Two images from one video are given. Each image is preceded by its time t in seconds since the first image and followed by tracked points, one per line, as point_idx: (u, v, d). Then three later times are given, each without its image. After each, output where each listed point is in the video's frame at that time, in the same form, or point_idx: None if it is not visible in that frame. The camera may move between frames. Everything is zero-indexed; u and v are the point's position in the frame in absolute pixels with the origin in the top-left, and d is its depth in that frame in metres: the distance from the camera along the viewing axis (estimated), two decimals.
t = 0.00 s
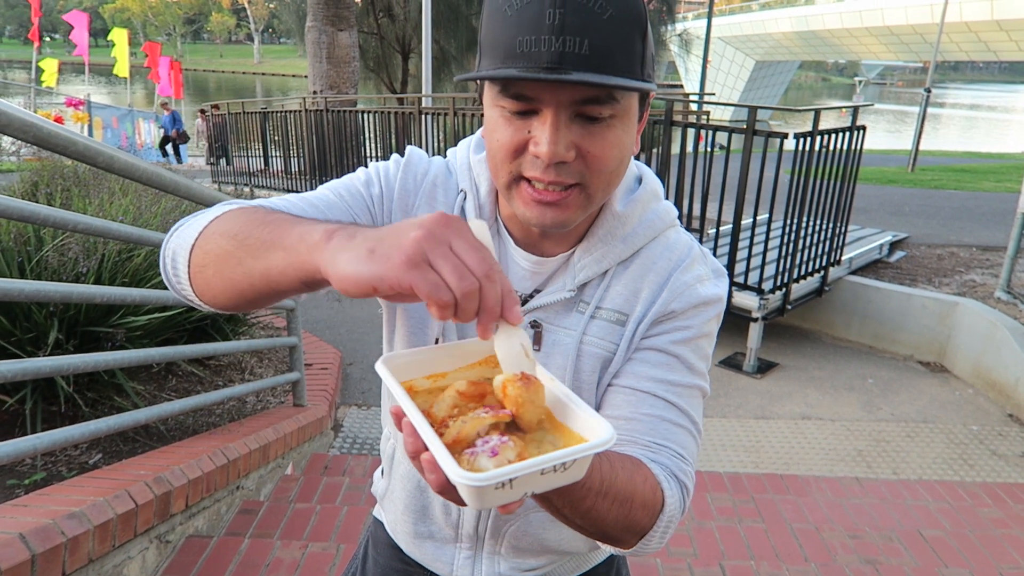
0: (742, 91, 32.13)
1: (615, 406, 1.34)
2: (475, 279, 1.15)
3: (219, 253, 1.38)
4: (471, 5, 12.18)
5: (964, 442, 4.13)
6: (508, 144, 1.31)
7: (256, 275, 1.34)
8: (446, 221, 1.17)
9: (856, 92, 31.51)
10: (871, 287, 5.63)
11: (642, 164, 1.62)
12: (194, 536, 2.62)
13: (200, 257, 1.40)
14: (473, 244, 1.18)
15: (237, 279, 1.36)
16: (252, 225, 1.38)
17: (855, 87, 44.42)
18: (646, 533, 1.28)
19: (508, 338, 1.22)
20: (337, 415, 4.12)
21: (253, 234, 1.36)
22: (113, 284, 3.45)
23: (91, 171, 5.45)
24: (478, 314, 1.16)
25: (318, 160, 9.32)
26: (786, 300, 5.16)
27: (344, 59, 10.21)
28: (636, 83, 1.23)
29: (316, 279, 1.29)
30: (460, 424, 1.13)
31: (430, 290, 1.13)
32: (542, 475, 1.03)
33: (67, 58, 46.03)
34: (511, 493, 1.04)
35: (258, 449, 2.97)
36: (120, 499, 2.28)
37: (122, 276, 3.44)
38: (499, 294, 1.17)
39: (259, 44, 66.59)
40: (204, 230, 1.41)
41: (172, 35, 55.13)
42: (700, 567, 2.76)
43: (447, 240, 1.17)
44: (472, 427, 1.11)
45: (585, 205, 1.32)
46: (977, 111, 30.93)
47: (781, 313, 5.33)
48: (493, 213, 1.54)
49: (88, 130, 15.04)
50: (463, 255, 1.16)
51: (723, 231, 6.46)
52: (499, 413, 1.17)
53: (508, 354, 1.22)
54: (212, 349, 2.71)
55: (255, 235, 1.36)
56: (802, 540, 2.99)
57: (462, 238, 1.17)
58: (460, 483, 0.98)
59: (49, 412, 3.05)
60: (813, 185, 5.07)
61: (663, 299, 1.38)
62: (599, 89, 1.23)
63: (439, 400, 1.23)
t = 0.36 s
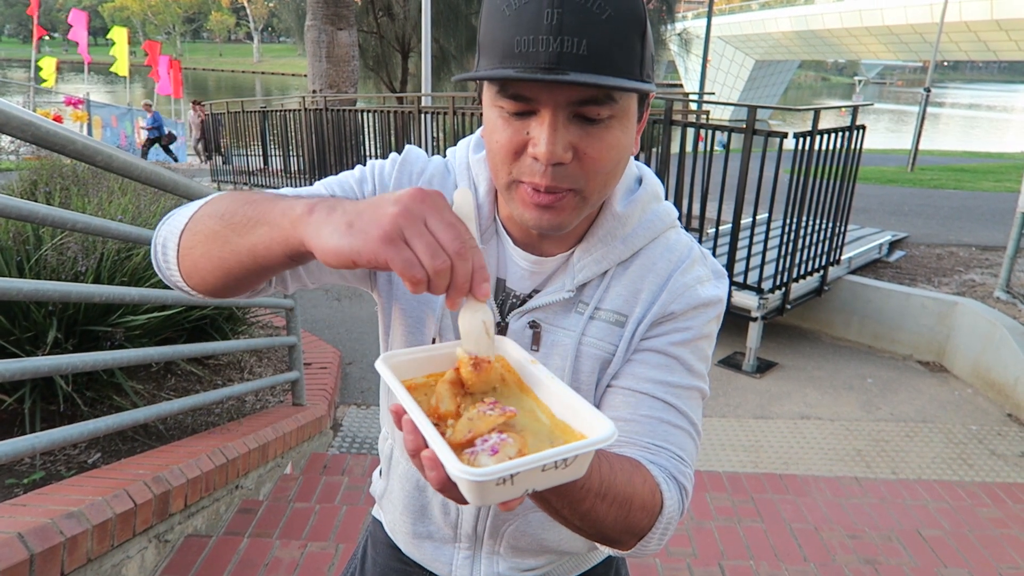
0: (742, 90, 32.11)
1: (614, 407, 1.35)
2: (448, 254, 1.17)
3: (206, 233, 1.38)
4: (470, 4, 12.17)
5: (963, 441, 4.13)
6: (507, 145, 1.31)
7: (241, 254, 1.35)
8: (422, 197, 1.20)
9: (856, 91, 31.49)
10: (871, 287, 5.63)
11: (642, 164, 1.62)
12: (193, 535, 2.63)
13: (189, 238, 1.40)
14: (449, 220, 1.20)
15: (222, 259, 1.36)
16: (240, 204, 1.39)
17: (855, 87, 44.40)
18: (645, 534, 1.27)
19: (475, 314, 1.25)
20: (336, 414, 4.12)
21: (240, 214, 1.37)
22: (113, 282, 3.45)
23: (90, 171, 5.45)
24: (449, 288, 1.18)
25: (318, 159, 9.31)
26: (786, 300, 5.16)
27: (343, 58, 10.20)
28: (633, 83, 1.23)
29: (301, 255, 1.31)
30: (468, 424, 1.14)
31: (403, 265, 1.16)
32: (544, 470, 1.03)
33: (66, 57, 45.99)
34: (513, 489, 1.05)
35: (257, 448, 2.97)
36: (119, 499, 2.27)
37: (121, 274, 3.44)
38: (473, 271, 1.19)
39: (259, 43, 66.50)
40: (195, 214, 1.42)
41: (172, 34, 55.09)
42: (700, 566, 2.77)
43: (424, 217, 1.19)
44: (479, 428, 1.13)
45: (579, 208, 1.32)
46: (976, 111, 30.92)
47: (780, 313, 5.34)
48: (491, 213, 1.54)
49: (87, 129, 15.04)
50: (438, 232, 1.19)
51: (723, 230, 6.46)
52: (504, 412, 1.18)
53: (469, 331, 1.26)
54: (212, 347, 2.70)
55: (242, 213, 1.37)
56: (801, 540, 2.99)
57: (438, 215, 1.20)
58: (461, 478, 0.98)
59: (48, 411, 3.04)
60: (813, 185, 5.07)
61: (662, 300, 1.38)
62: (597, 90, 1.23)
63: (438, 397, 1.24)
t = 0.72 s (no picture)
0: (742, 89, 32.10)
1: (617, 411, 1.35)
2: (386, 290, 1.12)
3: (196, 297, 1.38)
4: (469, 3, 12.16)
5: (963, 439, 4.13)
6: (494, 136, 1.32)
7: (237, 324, 1.35)
8: (355, 238, 1.15)
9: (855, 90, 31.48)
10: (870, 285, 5.63)
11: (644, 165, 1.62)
12: (193, 535, 2.62)
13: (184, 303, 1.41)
14: (385, 251, 1.14)
15: (216, 320, 1.37)
16: (215, 274, 1.36)
17: (855, 85, 44.38)
18: (645, 537, 1.28)
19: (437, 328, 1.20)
20: (336, 414, 4.12)
21: (220, 274, 1.35)
22: (112, 282, 3.45)
23: (89, 171, 5.45)
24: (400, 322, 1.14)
25: (317, 158, 9.31)
26: (786, 298, 5.15)
27: (342, 58, 10.19)
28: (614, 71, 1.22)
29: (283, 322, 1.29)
30: (463, 430, 1.13)
31: (350, 319, 1.13)
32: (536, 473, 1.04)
33: (65, 58, 45.98)
34: (502, 493, 1.05)
35: (257, 448, 2.97)
36: (118, 499, 2.27)
37: (120, 274, 3.44)
38: (417, 295, 1.14)
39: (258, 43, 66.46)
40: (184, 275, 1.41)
41: (171, 34, 55.06)
42: (700, 565, 2.77)
43: (354, 263, 1.14)
44: (473, 433, 1.12)
45: (561, 204, 1.31)
46: (975, 109, 30.94)
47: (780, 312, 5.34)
48: (490, 215, 1.53)
49: (87, 129, 15.05)
50: (369, 274, 1.13)
51: (723, 229, 6.46)
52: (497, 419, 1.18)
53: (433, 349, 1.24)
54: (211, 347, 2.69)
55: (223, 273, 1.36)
56: (801, 538, 2.99)
57: (375, 247, 1.15)
58: (452, 480, 0.99)
59: (48, 411, 3.04)
60: (812, 183, 5.06)
61: (666, 304, 1.37)
62: (577, 73, 1.22)
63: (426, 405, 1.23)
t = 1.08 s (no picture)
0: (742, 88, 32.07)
1: (629, 408, 1.36)
2: (331, 334, 1.15)
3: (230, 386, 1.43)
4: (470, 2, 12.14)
5: (964, 438, 4.13)
6: (497, 149, 1.31)
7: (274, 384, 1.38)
8: (283, 316, 1.19)
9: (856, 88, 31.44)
10: (871, 284, 5.63)
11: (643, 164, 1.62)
12: (194, 534, 2.63)
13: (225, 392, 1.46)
14: (303, 309, 1.17)
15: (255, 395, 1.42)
16: (238, 349, 1.38)
17: (855, 84, 44.33)
18: (657, 524, 1.31)
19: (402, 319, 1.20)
20: (337, 412, 4.13)
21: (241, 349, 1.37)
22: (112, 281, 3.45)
23: (90, 169, 5.45)
24: (369, 341, 1.18)
25: (317, 157, 9.30)
26: (786, 297, 5.15)
27: (342, 56, 10.18)
28: (615, 82, 1.22)
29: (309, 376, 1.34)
30: (467, 422, 1.20)
31: (341, 368, 1.19)
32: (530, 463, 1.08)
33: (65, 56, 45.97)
34: (500, 482, 1.10)
35: (258, 447, 2.97)
36: (119, 498, 2.27)
37: (121, 273, 3.44)
38: (351, 321, 1.15)
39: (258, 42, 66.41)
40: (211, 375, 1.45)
41: (171, 33, 55.04)
42: (700, 564, 2.77)
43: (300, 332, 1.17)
44: (475, 425, 1.18)
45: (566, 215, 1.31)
46: (976, 107, 30.88)
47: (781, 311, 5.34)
48: (489, 222, 1.51)
49: (87, 128, 15.05)
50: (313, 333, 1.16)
51: (723, 228, 6.46)
52: (499, 411, 1.24)
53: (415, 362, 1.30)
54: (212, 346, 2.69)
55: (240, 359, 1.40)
56: (802, 537, 2.99)
57: (295, 309, 1.18)
58: (452, 472, 1.04)
59: (48, 410, 3.04)
60: (813, 182, 5.06)
61: (673, 301, 1.38)
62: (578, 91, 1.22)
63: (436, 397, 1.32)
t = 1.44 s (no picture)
0: (742, 88, 32.12)
1: (625, 405, 1.37)
2: (393, 302, 1.13)
3: (222, 333, 1.39)
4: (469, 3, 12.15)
5: (964, 438, 4.13)
6: (488, 172, 1.27)
7: (266, 358, 1.37)
8: (361, 258, 1.16)
9: (856, 89, 31.45)
10: (870, 284, 5.63)
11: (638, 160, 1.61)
12: (194, 534, 2.62)
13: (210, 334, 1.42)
14: (386, 266, 1.16)
15: (243, 356, 1.38)
16: (244, 311, 1.37)
17: (854, 84, 44.37)
18: (659, 515, 1.32)
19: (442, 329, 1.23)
20: (336, 413, 4.13)
21: (243, 312, 1.37)
22: (112, 282, 3.45)
23: (90, 171, 5.46)
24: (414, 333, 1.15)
25: (317, 158, 9.31)
26: (786, 298, 5.15)
27: (342, 57, 10.19)
28: (610, 111, 1.19)
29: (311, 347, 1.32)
30: (466, 406, 1.21)
31: (367, 335, 1.15)
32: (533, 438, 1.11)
33: (65, 58, 45.95)
34: (501, 460, 1.12)
35: (257, 448, 2.97)
36: (119, 498, 2.27)
37: (121, 274, 3.44)
38: (423, 307, 1.15)
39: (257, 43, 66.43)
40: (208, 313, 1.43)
41: (171, 34, 55.06)
42: (700, 564, 2.76)
43: (362, 284, 1.14)
44: (474, 408, 1.20)
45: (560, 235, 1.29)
46: (976, 108, 30.87)
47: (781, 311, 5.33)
48: (484, 223, 1.50)
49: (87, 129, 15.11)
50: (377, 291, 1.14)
51: (723, 228, 6.46)
52: (497, 393, 1.25)
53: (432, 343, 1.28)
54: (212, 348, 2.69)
55: (247, 305, 1.37)
56: (802, 537, 2.99)
57: (379, 261, 1.17)
58: (452, 452, 1.06)
59: (48, 411, 3.04)
60: (813, 183, 5.06)
61: (666, 298, 1.37)
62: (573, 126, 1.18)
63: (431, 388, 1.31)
